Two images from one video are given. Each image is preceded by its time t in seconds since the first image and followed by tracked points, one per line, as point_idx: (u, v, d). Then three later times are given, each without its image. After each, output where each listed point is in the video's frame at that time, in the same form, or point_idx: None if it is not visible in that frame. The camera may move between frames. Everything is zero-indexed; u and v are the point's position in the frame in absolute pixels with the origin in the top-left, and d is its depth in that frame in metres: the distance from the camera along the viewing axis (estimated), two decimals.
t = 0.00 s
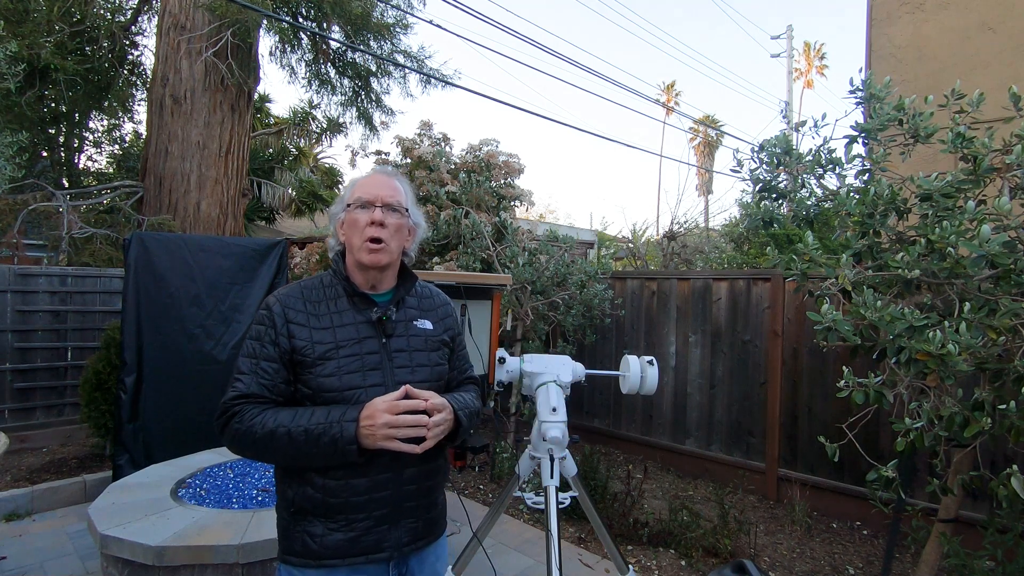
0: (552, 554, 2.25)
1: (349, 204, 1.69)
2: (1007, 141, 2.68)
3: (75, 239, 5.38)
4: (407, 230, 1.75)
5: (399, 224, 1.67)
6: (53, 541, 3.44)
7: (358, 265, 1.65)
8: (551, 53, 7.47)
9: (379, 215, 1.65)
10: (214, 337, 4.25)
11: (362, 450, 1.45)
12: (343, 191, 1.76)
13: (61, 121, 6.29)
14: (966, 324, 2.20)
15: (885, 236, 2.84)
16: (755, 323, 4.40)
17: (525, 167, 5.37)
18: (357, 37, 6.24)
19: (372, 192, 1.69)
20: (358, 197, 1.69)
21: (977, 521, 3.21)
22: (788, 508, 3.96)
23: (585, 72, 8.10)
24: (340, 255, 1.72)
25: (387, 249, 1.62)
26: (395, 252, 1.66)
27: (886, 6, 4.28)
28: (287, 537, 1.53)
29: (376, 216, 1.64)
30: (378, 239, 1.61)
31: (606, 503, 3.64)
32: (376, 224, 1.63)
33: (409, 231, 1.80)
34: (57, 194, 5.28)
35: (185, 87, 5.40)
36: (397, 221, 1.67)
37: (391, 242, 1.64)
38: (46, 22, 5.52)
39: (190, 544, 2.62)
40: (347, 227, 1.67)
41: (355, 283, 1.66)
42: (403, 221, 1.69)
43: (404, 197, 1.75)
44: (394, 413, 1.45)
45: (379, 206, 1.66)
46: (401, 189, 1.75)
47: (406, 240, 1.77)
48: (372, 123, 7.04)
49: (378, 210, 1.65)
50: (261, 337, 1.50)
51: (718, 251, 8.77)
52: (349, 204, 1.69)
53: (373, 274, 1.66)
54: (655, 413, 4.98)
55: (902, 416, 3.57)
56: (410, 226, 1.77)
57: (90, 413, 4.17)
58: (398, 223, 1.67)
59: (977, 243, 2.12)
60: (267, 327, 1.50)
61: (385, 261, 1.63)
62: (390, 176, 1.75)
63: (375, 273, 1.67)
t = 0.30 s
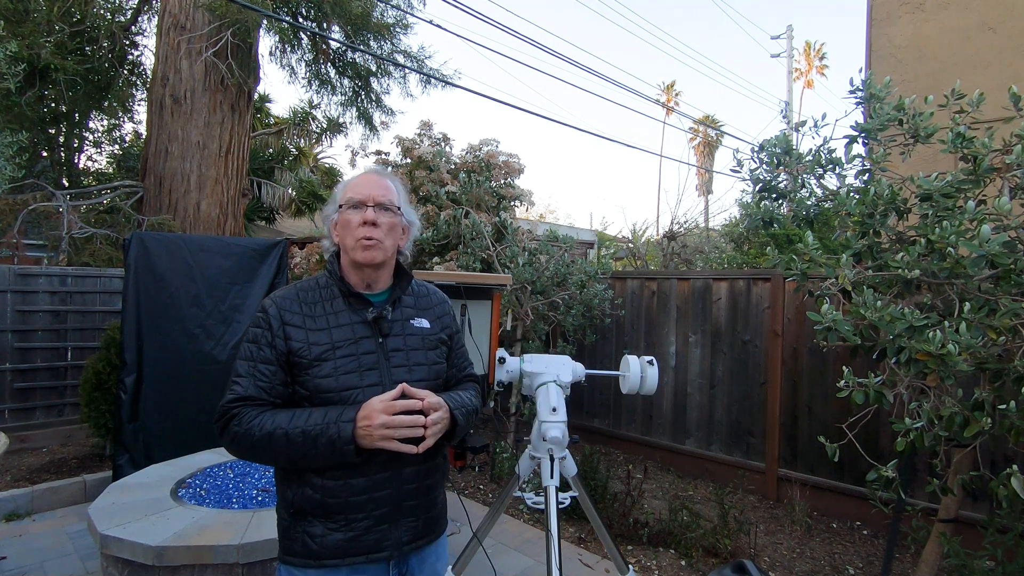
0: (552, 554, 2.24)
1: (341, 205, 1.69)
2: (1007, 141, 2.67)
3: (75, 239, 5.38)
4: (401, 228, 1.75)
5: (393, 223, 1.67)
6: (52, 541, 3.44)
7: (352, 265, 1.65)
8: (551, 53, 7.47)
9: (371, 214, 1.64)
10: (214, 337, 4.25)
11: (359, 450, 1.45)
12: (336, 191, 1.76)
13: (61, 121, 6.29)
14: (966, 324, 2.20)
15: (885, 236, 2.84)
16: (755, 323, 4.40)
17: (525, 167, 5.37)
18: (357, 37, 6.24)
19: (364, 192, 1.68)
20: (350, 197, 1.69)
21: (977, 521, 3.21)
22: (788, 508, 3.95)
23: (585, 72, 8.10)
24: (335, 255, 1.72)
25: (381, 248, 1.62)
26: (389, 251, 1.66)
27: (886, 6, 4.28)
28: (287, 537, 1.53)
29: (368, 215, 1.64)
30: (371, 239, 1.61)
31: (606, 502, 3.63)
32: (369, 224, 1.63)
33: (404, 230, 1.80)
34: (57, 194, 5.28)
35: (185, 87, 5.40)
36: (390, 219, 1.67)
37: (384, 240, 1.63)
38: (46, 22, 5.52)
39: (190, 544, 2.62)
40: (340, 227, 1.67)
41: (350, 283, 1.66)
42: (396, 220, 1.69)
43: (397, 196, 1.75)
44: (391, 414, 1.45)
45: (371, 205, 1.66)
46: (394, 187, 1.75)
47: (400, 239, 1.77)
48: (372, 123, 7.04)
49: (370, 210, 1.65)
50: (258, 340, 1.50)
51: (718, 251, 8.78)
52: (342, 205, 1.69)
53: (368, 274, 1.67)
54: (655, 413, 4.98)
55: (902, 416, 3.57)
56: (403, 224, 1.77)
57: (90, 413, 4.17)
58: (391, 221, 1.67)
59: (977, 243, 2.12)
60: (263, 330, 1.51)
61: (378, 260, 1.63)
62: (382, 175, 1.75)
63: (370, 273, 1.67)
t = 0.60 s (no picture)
0: (552, 554, 2.24)
1: (340, 205, 1.69)
2: (1007, 141, 2.67)
3: (75, 239, 5.38)
4: (400, 228, 1.75)
5: (391, 223, 1.67)
6: (52, 541, 3.44)
7: (352, 265, 1.65)
8: (551, 53, 7.50)
9: (370, 214, 1.65)
10: (214, 337, 4.24)
11: (358, 451, 1.46)
12: (335, 192, 1.76)
13: (61, 121, 6.29)
14: (966, 324, 2.20)
15: (885, 236, 2.84)
16: (755, 323, 4.40)
17: (525, 167, 5.37)
18: (357, 37, 6.24)
19: (362, 192, 1.69)
20: (348, 197, 1.69)
21: (977, 521, 3.21)
22: (788, 508, 3.95)
23: (585, 72, 8.10)
24: (334, 256, 1.72)
25: (380, 248, 1.62)
26: (389, 251, 1.66)
27: (886, 6, 4.28)
28: (288, 537, 1.53)
29: (367, 216, 1.64)
30: (370, 239, 1.61)
31: (606, 502, 3.64)
32: (368, 224, 1.63)
33: (402, 230, 1.80)
34: (57, 194, 5.28)
35: (185, 87, 5.40)
36: (389, 220, 1.67)
37: (383, 241, 1.63)
38: (46, 22, 5.52)
39: (190, 544, 2.62)
40: (339, 228, 1.67)
41: (350, 284, 1.66)
42: (395, 219, 1.69)
43: (395, 196, 1.75)
44: (390, 415, 1.45)
45: (370, 205, 1.66)
46: (392, 187, 1.75)
47: (399, 239, 1.77)
48: (371, 124, 7.04)
49: (369, 210, 1.65)
50: (258, 339, 1.50)
51: (718, 251, 8.78)
52: (341, 205, 1.69)
53: (368, 274, 1.66)
54: (655, 413, 4.98)
55: (902, 416, 3.57)
56: (402, 224, 1.77)
57: (90, 413, 4.17)
58: (390, 221, 1.67)
59: (978, 243, 2.12)
60: (263, 330, 1.51)
61: (377, 261, 1.63)
62: (380, 175, 1.75)
63: (369, 273, 1.66)
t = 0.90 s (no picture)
0: (552, 554, 2.24)
1: (342, 206, 1.70)
2: (1007, 141, 2.67)
3: (75, 239, 5.38)
4: (403, 228, 1.75)
5: (394, 223, 1.67)
6: (52, 541, 3.44)
7: (353, 265, 1.65)
8: (551, 53, 7.50)
9: (373, 215, 1.65)
10: (214, 337, 4.24)
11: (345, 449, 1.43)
12: (337, 193, 1.77)
13: (60, 121, 6.29)
14: (966, 324, 2.20)
15: (885, 236, 2.84)
16: (754, 323, 4.40)
17: (525, 167, 5.37)
18: (357, 37, 6.24)
19: (365, 193, 1.69)
20: (351, 198, 1.69)
21: (977, 521, 3.21)
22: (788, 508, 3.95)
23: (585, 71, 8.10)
24: (336, 256, 1.72)
25: (382, 248, 1.62)
26: (391, 251, 1.66)
27: (886, 6, 4.28)
28: (289, 537, 1.54)
29: (369, 216, 1.64)
30: (372, 239, 1.61)
31: (606, 502, 3.64)
32: (370, 224, 1.63)
33: (405, 231, 1.80)
34: (57, 194, 5.28)
35: (185, 87, 5.40)
36: (391, 220, 1.67)
37: (385, 241, 1.63)
38: (46, 22, 5.52)
39: (190, 544, 2.62)
40: (341, 228, 1.67)
41: (352, 284, 1.66)
42: (397, 220, 1.69)
43: (398, 197, 1.75)
44: (377, 412, 1.40)
45: (373, 205, 1.67)
46: (395, 188, 1.75)
47: (401, 239, 1.77)
48: (372, 123, 7.04)
49: (371, 210, 1.66)
50: (258, 338, 1.50)
51: (718, 251, 8.78)
52: (343, 205, 1.69)
53: (370, 274, 1.66)
54: (655, 413, 4.98)
55: (902, 416, 3.57)
56: (405, 225, 1.78)
57: (90, 413, 4.17)
58: (392, 222, 1.67)
59: (977, 243, 2.12)
60: (264, 329, 1.51)
61: (379, 261, 1.63)
62: (383, 176, 1.75)
63: (371, 273, 1.67)
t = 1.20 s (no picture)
0: (552, 554, 2.24)
1: (354, 204, 1.70)
2: (1007, 141, 2.67)
3: (74, 239, 5.38)
4: (413, 230, 1.76)
5: (405, 224, 1.68)
6: (52, 541, 3.44)
7: (362, 264, 1.65)
8: (551, 53, 7.48)
9: (384, 215, 1.65)
10: (214, 337, 4.24)
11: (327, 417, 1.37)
12: (349, 191, 1.77)
13: (60, 121, 6.29)
14: (966, 324, 2.20)
15: (885, 236, 2.84)
16: (755, 323, 4.40)
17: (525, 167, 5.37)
18: (357, 37, 6.24)
19: (377, 193, 1.69)
20: (363, 197, 1.69)
21: (977, 521, 3.21)
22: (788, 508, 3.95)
23: (584, 71, 8.10)
24: (345, 255, 1.72)
25: (392, 249, 1.62)
26: (401, 251, 1.66)
27: (886, 6, 4.28)
28: (290, 536, 1.54)
29: (381, 216, 1.65)
30: (382, 239, 1.61)
31: (606, 502, 3.64)
32: (381, 224, 1.63)
33: (414, 233, 1.80)
34: (57, 194, 5.27)
35: (185, 87, 5.40)
36: (402, 221, 1.67)
37: (396, 241, 1.63)
38: (46, 22, 5.53)
39: (190, 544, 2.62)
40: (352, 226, 1.67)
41: (359, 282, 1.66)
42: (408, 221, 1.69)
43: (409, 199, 1.76)
44: (355, 376, 1.34)
45: (385, 206, 1.67)
46: (407, 190, 1.76)
47: (410, 241, 1.78)
48: (371, 123, 7.04)
49: (384, 210, 1.66)
50: (262, 336, 1.50)
51: (718, 251, 8.78)
52: (355, 204, 1.69)
53: (378, 274, 1.67)
54: (656, 413, 4.98)
55: (902, 416, 3.57)
56: (415, 227, 1.78)
57: (90, 413, 4.17)
58: (403, 223, 1.68)
59: (977, 243, 2.12)
60: (269, 326, 1.51)
61: (389, 261, 1.62)
62: (395, 178, 1.76)
63: (379, 273, 1.67)
